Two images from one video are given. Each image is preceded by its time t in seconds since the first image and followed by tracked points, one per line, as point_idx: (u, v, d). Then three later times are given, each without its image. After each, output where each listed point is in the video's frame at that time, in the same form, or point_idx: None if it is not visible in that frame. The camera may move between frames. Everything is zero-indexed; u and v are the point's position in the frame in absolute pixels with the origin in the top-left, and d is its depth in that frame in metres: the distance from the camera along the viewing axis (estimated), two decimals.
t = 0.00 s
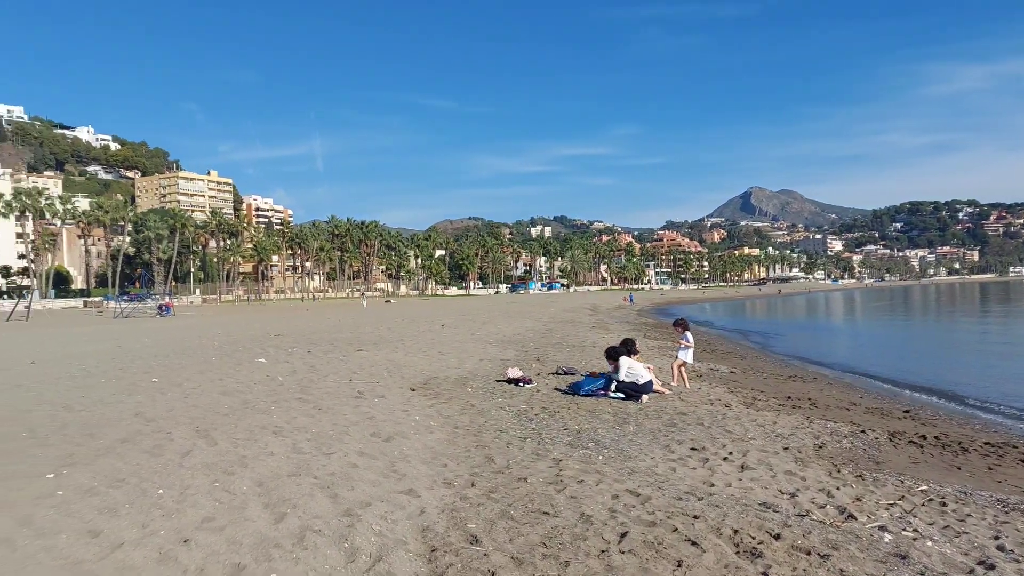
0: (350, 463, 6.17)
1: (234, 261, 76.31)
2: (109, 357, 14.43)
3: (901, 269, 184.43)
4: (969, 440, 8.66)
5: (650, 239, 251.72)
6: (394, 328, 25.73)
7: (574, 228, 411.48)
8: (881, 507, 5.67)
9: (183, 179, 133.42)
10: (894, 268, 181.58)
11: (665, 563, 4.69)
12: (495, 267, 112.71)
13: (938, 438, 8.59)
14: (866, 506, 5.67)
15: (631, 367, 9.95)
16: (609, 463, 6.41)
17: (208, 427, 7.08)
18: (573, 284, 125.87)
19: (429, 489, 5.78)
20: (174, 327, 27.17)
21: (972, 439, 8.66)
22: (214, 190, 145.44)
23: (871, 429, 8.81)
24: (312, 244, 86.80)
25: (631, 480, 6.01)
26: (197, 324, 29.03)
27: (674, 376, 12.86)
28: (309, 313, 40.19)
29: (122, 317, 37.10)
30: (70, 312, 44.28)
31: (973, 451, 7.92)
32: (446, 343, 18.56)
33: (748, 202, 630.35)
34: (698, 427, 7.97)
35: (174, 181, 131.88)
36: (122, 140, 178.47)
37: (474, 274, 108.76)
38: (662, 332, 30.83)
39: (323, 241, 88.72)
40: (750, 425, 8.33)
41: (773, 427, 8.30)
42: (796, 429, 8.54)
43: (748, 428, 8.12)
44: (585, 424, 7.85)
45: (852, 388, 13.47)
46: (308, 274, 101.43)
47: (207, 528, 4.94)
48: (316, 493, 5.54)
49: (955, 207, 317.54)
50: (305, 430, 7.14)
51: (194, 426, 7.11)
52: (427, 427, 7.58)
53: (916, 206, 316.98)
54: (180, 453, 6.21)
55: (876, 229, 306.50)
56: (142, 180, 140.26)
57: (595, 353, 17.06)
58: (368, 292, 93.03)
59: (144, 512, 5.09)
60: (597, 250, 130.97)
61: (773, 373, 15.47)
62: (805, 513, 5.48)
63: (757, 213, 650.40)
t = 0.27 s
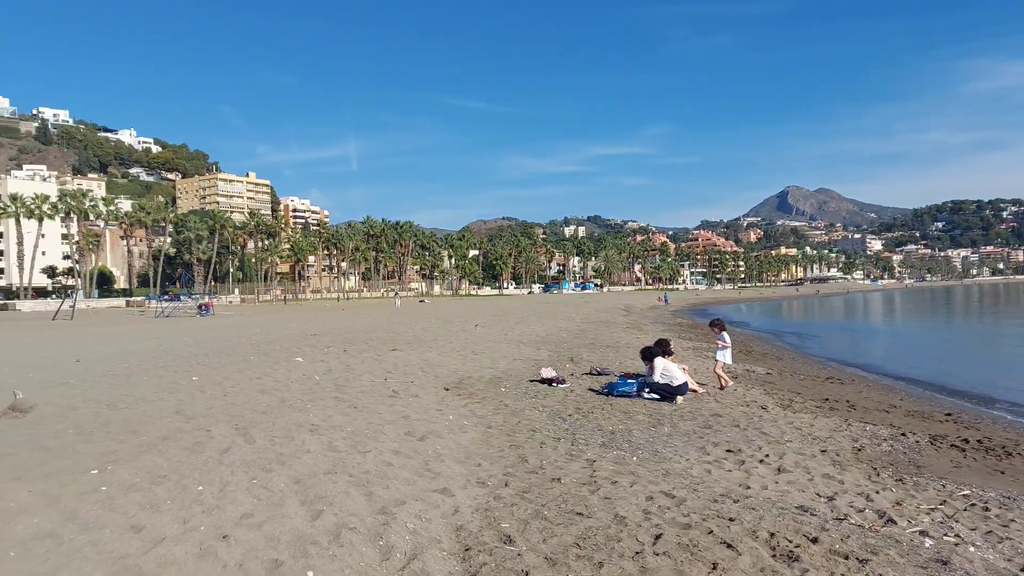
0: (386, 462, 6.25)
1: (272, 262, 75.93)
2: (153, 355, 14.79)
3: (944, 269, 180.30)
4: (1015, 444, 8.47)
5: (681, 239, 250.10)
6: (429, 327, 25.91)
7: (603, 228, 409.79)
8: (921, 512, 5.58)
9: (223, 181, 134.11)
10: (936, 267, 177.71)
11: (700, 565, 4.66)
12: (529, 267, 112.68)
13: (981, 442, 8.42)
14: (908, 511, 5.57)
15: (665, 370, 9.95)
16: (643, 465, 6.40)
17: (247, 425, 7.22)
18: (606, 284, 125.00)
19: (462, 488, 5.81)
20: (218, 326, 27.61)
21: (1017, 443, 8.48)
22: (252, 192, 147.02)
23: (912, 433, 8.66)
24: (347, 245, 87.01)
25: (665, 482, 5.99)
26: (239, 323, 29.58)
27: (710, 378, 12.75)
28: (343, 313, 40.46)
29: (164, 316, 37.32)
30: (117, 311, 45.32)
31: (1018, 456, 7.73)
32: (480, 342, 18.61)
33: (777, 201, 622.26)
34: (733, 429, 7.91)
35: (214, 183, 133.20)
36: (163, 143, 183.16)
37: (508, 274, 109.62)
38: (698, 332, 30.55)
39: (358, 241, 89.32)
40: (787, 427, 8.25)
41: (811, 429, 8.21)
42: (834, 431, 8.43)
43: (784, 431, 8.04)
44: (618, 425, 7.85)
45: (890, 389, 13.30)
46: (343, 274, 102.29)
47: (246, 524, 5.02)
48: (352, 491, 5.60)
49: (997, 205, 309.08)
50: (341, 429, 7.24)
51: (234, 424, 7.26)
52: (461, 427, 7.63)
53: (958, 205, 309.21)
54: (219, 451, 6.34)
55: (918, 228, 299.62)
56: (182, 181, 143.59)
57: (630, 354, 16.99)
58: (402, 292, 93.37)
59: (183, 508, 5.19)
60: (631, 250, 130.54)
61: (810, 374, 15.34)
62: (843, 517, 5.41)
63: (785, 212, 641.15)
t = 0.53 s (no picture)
0: (411, 461, 6.29)
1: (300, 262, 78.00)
2: (185, 354, 15.04)
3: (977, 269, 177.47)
4: None
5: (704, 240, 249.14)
6: (456, 327, 26.03)
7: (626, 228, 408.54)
8: (952, 516, 5.50)
9: (252, 182, 136.76)
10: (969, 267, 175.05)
11: (727, 568, 4.62)
12: (554, 267, 112.87)
13: (1015, 445, 8.27)
14: (938, 515, 5.50)
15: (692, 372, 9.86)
16: (669, 466, 6.37)
17: (274, 424, 7.34)
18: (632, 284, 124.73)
19: (487, 488, 5.83)
20: (252, 326, 28.00)
21: None
22: (280, 193, 148.20)
23: (943, 435, 8.55)
24: (375, 245, 86.36)
25: (691, 484, 5.96)
26: (270, 323, 30.06)
27: (738, 379, 12.64)
28: (372, 313, 40.79)
29: (193, 316, 37.64)
30: (150, 311, 46.29)
31: None
32: (505, 343, 18.64)
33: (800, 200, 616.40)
34: (761, 431, 7.83)
35: (242, 185, 135.61)
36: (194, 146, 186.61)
37: (533, 274, 110.08)
38: (726, 333, 30.35)
39: (385, 242, 89.83)
40: (815, 429, 8.19)
41: (839, 431, 8.14)
42: (863, 433, 8.35)
43: (813, 432, 7.97)
44: (644, 427, 7.80)
45: (922, 392, 13.11)
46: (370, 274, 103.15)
47: (273, 523, 5.05)
48: (379, 488, 5.67)
49: None
50: (367, 429, 7.33)
51: (262, 424, 7.39)
52: (485, 427, 7.67)
53: (989, 204, 303.70)
54: (247, 449, 6.43)
55: (950, 228, 294.72)
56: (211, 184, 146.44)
57: (656, 354, 16.92)
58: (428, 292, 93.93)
59: (212, 504, 5.27)
60: (657, 250, 130.30)
61: (840, 375, 15.16)
62: (872, 520, 5.34)
63: (807, 210, 634.84)
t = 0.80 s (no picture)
0: (436, 461, 6.34)
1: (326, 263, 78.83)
2: (216, 354, 15.30)
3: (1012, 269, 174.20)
4: None
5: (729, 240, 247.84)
6: (482, 327, 26.10)
7: (649, 228, 406.77)
8: (984, 519, 5.41)
9: (280, 184, 138.54)
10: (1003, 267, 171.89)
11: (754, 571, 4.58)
12: (579, 267, 113.10)
13: None
14: (970, 518, 5.41)
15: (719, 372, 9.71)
16: (694, 467, 6.34)
17: (301, 423, 7.41)
18: (658, 284, 124.28)
19: (512, 488, 5.84)
20: (284, 326, 28.45)
21: None
22: (307, 195, 149.52)
23: (976, 437, 8.40)
24: (400, 245, 86.58)
25: (717, 485, 5.92)
26: (298, 323, 30.52)
27: (765, 380, 12.52)
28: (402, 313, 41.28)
29: (224, 317, 38.49)
30: (181, 311, 47.23)
31: None
32: (529, 343, 18.69)
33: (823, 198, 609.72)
34: (788, 432, 7.77)
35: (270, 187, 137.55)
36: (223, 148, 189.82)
37: (558, 274, 110.11)
38: (753, 334, 30.10)
39: (409, 242, 90.30)
40: (843, 430, 8.10)
41: (868, 433, 8.05)
42: (893, 435, 8.25)
43: (841, 434, 7.89)
44: (669, 428, 7.77)
45: (955, 393, 12.90)
46: (395, 274, 104.24)
47: (300, 521, 5.09)
48: (404, 488, 5.71)
49: None
50: (392, 429, 7.39)
51: (288, 423, 7.48)
52: (510, 427, 7.70)
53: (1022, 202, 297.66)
54: (274, 448, 6.50)
55: (983, 226, 289.24)
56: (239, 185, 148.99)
57: (682, 355, 16.84)
58: (453, 293, 94.45)
59: (239, 503, 5.33)
60: (684, 250, 129.70)
61: (870, 377, 15.00)
62: (903, 523, 5.27)
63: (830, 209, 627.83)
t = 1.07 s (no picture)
0: (458, 461, 6.38)
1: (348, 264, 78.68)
2: (241, 354, 15.54)
3: None
4: None
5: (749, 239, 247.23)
6: (503, 328, 26.23)
7: (669, 229, 405.25)
8: (1015, 523, 5.31)
9: (303, 186, 139.99)
10: None
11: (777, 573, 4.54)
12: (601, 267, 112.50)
13: None
14: (999, 521, 5.34)
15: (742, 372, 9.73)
16: (716, 468, 6.32)
17: (324, 423, 7.49)
18: (680, 284, 123.82)
19: (533, 488, 5.84)
20: (312, 326, 28.90)
21: None
22: (330, 196, 150.56)
23: (1005, 440, 8.27)
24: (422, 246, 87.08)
25: (741, 487, 5.88)
26: (324, 323, 30.93)
27: (788, 381, 12.44)
28: (428, 313, 42.34)
29: (247, 316, 39.21)
30: (208, 312, 48.10)
31: None
32: (550, 343, 18.74)
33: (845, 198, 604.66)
34: (811, 433, 7.71)
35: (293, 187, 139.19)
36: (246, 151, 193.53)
37: (579, 274, 110.16)
38: (776, 334, 29.87)
39: (430, 243, 90.63)
40: (868, 432, 8.03)
41: (893, 434, 7.96)
42: (918, 436, 8.17)
43: (867, 436, 7.80)
44: (690, 428, 7.75)
45: (984, 395, 12.74)
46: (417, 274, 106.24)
47: (324, 520, 5.12)
48: (427, 487, 5.74)
49: None
50: (414, 430, 7.45)
51: (311, 422, 7.56)
52: (530, 428, 7.73)
53: None
54: (297, 447, 6.55)
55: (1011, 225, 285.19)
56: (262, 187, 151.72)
57: (705, 355, 16.77)
58: (474, 294, 94.95)
59: (262, 502, 5.37)
60: (706, 250, 130.08)
61: (896, 378, 14.86)
62: (929, 526, 5.20)
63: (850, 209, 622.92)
